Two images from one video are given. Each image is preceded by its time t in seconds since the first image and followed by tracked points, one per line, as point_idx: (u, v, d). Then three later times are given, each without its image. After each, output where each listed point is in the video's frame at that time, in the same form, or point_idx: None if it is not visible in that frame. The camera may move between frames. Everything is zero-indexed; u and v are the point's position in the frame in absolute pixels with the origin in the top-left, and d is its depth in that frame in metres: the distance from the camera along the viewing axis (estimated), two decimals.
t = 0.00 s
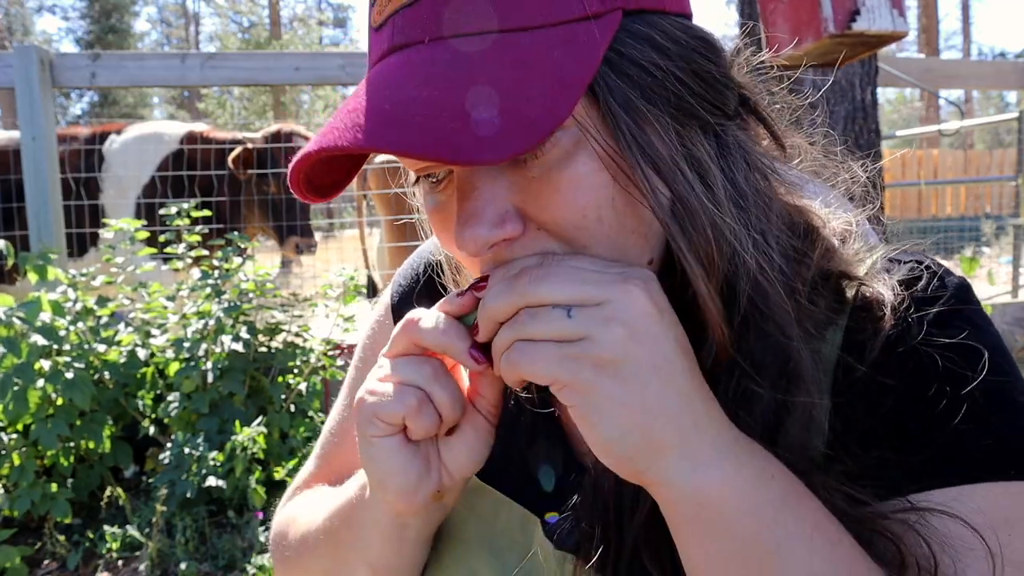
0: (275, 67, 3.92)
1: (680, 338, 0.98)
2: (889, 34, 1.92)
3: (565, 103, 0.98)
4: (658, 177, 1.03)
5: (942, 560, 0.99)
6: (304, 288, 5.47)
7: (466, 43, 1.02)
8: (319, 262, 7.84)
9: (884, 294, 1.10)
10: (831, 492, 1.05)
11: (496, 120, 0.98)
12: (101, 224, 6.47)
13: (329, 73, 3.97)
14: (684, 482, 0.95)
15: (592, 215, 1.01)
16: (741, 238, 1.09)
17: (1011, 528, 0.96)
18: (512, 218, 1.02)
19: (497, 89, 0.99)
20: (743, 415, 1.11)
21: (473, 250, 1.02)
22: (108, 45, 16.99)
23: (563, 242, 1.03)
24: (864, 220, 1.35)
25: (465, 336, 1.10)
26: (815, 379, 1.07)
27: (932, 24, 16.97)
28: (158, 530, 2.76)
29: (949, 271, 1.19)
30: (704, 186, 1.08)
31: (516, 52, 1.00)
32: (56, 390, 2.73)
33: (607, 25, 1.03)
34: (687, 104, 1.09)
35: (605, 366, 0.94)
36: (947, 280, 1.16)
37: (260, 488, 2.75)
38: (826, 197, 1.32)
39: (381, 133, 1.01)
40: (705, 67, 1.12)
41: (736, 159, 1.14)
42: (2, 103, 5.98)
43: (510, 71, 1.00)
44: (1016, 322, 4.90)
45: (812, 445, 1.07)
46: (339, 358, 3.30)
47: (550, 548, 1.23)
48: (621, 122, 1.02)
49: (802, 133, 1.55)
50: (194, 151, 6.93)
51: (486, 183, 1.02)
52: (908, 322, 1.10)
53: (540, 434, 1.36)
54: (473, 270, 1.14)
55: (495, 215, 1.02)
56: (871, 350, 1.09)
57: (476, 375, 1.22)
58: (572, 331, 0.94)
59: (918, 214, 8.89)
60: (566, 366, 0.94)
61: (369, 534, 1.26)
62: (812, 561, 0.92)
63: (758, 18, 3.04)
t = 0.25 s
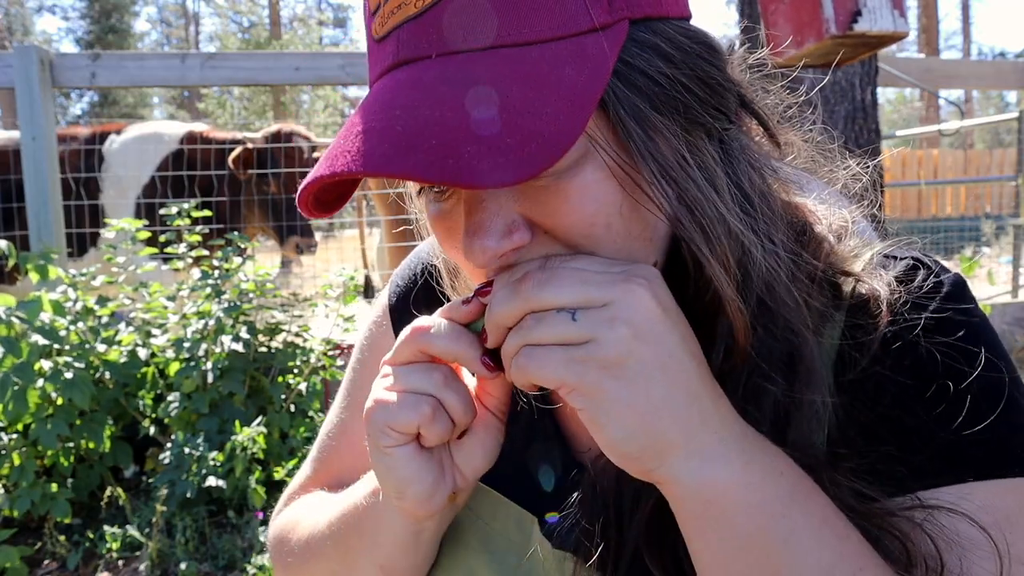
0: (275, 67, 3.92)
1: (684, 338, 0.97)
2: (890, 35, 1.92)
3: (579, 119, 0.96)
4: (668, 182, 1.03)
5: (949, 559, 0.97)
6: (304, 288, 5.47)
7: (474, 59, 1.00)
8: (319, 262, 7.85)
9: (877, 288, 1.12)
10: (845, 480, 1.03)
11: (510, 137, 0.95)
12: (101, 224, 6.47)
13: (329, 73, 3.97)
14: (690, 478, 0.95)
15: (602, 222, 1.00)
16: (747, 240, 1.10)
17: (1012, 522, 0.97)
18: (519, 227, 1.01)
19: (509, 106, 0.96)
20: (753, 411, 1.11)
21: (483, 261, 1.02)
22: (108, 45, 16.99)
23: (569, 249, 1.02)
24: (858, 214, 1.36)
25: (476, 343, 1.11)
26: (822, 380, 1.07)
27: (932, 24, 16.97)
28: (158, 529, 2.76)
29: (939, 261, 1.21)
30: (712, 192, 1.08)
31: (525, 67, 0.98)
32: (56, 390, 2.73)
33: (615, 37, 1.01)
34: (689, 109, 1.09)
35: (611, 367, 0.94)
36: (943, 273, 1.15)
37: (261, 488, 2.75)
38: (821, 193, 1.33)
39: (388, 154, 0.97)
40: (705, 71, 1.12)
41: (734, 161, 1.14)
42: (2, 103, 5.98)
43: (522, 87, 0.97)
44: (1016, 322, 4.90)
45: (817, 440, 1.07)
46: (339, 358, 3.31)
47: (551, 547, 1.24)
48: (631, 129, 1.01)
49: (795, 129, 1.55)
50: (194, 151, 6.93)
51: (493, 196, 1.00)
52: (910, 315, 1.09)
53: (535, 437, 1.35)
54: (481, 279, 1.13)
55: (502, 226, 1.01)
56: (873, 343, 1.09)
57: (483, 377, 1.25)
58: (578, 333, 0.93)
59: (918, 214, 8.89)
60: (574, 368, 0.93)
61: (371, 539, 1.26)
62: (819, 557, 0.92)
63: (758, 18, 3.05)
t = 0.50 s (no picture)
0: (275, 67, 3.92)
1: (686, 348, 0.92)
2: (893, 36, 1.94)
3: (574, 102, 0.99)
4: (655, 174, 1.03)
5: None
6: (304, 288, 5.47)
7: (474, 44, 1.03)
8: (319, 262, 7.85)
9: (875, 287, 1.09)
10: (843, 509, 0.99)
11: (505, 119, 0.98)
12: (101, 224, 6.47)
13: (329, 73, 3.97)
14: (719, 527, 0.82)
15: (596, 210, 1.01)
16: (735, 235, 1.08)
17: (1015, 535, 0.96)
18: (515, 214, 1.01)
19: (505, 89, 1.00)
20: (747, 420, 1.04)
21: (480, 247, 1.02)
22: (109, 45, 16.99)
23: (564, 240, 1.01)
24: (857, 213, 1.36)
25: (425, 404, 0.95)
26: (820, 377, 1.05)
27: (932, 24, 16.98)
28: (158, 530, 2.76)
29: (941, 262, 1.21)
30: (702, 185, 1.08)
31: (522, 52, 1.01)
32: (56, 390, 2.73)
33: (610, 25, 1.04)
34: (687, 101, 1.09)
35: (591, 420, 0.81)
36: (942, 272, 1.17)
37: (260, 488, 2.75)
38: (820, 192, 1.33)
39: (389, 133, 1.01)
40: (705, 65, 1.13)
41: (731, 156, 1.15)
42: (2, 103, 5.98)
43: (519, 72, 1.00)
44: (1016, 322, 4.90)
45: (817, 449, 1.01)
46: (339, 358, 3.31)
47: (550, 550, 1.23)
48: (621, 120, 1.02)
49: (794, 130, 1.56)
50: (194, 151, 6.93)
51: (490, 179, 1.01)
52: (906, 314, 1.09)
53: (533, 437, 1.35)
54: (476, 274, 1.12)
55: (499, 212, 1.01)
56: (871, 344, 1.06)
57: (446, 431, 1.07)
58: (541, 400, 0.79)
59: (918, 214, 8.89)
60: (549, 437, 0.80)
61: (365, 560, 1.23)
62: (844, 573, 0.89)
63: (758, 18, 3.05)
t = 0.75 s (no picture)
0: (275, 67, 3.92)
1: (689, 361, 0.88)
2: (895, 36, 1.94)
3: (575, 65, 0.97)
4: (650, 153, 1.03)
5: None
6: (304, 288, 5.48)
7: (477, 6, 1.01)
8: (319, 262, 7.85)
9: (871, 283, 1.12)
10: (847, 508, 1.06)
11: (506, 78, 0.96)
12: (101, 224, 6.47)
13: (329, 73, 3.97)
14: None
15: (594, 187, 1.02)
16: (735, 225, 1.10)
17: (1017, 547, 1.00)
18: (512, 185, 1.02)
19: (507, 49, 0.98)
20: (756, 412, 1.07)
21: (478, 215, 1.03)
22: (108, 45, 16.99)
23: (560, 214, 1.03)
24: (856, 213, 1.36)
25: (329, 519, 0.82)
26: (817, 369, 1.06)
27: (932, 24, 16.98)
28: (158, 530, 2.76)
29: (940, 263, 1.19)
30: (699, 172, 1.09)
31: (527, 15, 0.99)
32: (56, 390, 2.73)
33: None
34: (689, 83, 1.10)
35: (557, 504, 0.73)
36: (943, 274, 1.15)
37: (261, 489, 2.75)
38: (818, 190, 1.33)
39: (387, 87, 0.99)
40: (707, 51, 1.14)
41: (731, 142, 1.15)
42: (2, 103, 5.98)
43: (521, 34, 0.99)
44: (1016, 322, 4.91)
45: (822, 447, 1.05)
46: (339, 358, 3.31)
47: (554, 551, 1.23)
48: (618, 96, 1.02)
49: (795, 129, 1.56)
50: (194, 151, 6.93)
51: (490, 151, 1.03)
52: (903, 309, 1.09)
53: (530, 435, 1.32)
54: (476, 252, 1.14)
55: (497, 181, 1.02)
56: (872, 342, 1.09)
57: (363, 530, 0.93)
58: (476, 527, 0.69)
59: (918, 214, 8.89)
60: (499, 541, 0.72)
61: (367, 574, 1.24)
62: None
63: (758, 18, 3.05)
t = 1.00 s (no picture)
0: (275, 67, 3.92)
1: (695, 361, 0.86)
2: (897, 36, 1.94)
3: (581, 57, 0.97)
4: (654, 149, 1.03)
5: None
6: (305, 288, 5.47)
7: None
8: (319, 263, 7.84)
9: (872, 281, 1.12)
10: (848, 507, 1.06)
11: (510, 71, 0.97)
12: (101, 225, 6.47)
13: (329, 74, 3.97)
14: None
15: (599, 178, 1.02)
16: (739, 222, 1.11)
17: (1019, 547, 1.00)
18: (517, 179, 1.03)
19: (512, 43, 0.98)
20: (760, 408, 1.08)
21: (482, 208, 1.04)
22: (109, 45, 16.98)
23: (566, 207, 1.03)
24: (857, 213, 1.36)
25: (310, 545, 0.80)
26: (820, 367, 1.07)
27: (933, 24, 16.98)
28: (158, 530, 2.76)
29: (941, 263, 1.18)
30: (704, 170, 1.10)
31: (533, 9, 1.00)
32: (56, 390, 2.73)
33: None
34: (694, 80, 1.10)
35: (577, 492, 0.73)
36: (944, 275, 1.12)
37: (261, 489, 2.75)
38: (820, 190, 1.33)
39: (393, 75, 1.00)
40: (710, 49, 1.14)
41: (734, 138, 1.16)
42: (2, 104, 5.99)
43: (527, 28, 0.99)
44: (1016, 323, 4.91)
45: (823, 445, 1.06)
46: (339, 359, 3.31)
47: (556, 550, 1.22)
48: (624, 91, 1.02)
49: (796, 130, 1.55)
50: (194, 151, 6.93)
51: (495, 144, 1.04)
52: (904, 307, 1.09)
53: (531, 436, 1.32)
54: (479, 247, 1.14)
55: (502, 175, 1.03)
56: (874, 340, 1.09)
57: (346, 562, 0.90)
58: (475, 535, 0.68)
59: (918, 214, 8.89)
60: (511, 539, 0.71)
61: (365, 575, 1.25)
62: None
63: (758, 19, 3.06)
